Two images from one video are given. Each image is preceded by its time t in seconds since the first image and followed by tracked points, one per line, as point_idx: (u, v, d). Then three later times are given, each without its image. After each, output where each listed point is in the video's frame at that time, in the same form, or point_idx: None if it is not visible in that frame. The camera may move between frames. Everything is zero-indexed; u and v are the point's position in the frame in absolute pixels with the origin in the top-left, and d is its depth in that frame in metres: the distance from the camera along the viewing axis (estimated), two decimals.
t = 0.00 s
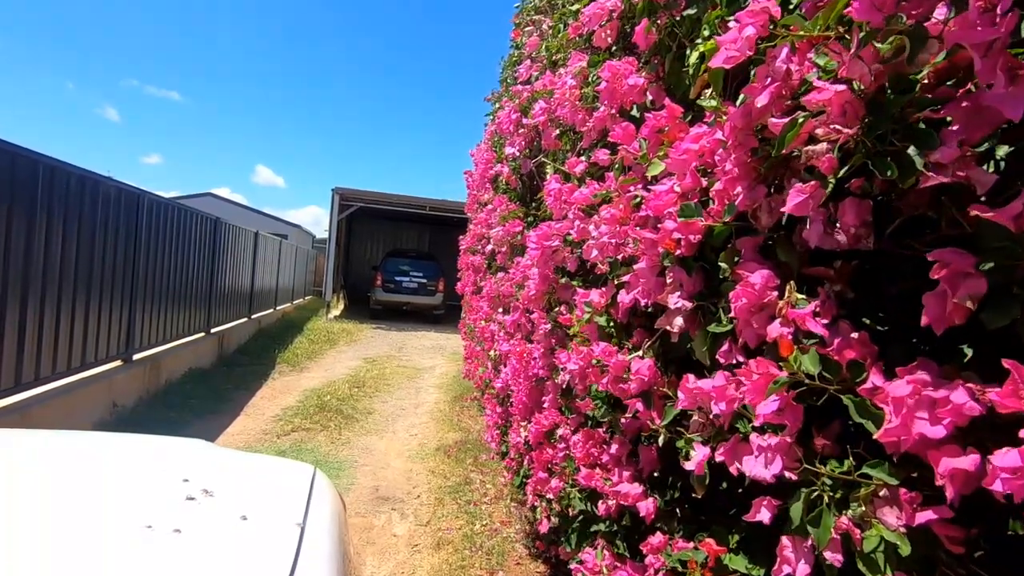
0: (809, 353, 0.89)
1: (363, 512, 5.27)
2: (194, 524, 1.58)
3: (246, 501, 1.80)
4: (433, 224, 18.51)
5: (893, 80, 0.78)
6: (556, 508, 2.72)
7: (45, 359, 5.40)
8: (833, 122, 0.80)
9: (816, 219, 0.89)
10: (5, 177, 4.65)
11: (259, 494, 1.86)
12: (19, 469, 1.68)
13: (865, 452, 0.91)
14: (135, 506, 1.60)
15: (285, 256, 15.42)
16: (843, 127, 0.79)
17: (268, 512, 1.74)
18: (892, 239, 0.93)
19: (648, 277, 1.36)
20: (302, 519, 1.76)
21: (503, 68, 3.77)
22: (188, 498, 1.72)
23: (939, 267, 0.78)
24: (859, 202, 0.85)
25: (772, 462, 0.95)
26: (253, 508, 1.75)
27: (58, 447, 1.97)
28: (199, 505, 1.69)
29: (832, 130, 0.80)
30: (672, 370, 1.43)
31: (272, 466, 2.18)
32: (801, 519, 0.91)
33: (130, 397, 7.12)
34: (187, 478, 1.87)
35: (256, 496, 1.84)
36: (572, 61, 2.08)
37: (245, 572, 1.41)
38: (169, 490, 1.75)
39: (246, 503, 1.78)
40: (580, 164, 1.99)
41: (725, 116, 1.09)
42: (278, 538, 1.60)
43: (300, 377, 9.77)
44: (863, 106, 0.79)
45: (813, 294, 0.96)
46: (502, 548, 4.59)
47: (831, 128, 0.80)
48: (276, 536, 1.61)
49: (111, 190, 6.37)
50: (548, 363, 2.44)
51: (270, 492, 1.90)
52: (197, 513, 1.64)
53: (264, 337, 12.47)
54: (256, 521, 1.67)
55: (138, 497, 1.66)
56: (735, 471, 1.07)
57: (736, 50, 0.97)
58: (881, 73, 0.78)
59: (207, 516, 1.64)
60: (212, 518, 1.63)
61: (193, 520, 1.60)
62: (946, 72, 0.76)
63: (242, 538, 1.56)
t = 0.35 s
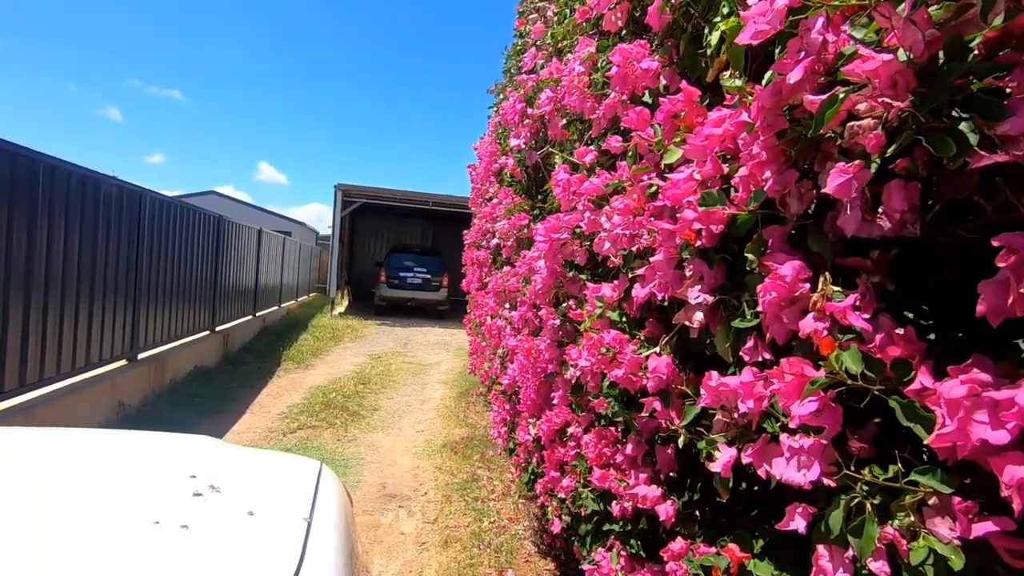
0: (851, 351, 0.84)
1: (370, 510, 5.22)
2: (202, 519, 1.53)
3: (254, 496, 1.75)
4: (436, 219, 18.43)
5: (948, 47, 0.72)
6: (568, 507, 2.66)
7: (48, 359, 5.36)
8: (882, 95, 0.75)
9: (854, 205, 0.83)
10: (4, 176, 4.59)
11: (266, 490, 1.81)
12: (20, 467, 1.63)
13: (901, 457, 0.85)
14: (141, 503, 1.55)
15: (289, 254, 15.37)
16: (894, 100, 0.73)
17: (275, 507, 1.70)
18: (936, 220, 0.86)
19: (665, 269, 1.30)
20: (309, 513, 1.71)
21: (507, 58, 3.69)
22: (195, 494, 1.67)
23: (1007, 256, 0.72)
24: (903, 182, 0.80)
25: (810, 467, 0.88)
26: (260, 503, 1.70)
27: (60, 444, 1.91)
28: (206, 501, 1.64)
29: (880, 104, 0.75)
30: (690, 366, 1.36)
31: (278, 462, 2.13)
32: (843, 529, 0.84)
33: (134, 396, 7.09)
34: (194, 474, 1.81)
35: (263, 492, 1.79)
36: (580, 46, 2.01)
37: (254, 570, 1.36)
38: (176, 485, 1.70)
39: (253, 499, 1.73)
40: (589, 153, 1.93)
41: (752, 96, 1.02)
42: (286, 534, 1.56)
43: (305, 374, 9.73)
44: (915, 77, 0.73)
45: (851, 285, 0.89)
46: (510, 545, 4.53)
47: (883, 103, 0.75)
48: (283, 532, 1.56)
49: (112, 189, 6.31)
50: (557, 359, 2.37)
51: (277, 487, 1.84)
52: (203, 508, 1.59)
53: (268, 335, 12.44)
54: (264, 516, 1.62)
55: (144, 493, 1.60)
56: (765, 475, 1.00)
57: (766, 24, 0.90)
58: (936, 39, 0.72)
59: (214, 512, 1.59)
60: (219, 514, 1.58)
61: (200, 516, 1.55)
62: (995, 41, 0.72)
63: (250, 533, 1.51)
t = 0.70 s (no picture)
0: (874, 347, 0.80)
1: (373, 506, 5.21)
2: (207, 515, 1.50)
3: (258, 491, 1.72)
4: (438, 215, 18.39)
5: (980, 24, 0.68)
6: (573, 503, 2.64)
7: (50, 358, 5.33)
8: (909, 77, 0.71)
9: (875, 195, 0.80)
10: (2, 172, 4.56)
11: (270, 485, 1.78)
12: (22, 465, 1.60)
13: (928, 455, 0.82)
14: (145, 499, 1.52)
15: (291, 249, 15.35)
16: (922, 82, 0.70)
17: (279, 502, 1.67)
18: (962, 207, 0.82)
19: (673, 260, 1.26)
20: (313, 508, 1.69)
21: (508, 50, 3.65)
22: (199, 489, 1.64)
23: None
24: (927, 174, 0.77)
25: (830, 468, 0.85)
26: (265, 499, 1.67)
27: (62, 440, 1.88)
28: (211, 496, 1.61)
29: (905, 86, 0.71)
30: (699, 361, 1.33)
31: (282, 456, 2.10)
32: (868, 533, 0.81)
33: (137, 393, 7.07)
34: (198, 471, 1.78)
35: (267, 487, 1.76)
36: (584, 35, 1.97)
37: (260, 566, 1.33)
38: (180, 481, 1.67)
39: (257, 494, 1.70)
40: (594, 144, 1.89)
41: (767, 81, 0.98)
42: (290, 529, 1.53)
43: (308, 370, 9.72)
44: (943, 57, 0.70)
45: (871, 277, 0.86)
46: (515, 540, 4.52)
47: (908, 85, 0.71)
48: (289, 527, 1.54)
49: (112, 186, 6.28)
50: (562, 354, 2.34)
51: (283, 483, 1.82)
52: (207, 504, 1.56)
53: (271, 331, 12.43)
54: (269, 511, 1.60)
55: (148, 489, 1.58)
56: (780, 473, 0.96)
57: (782, 4, 0.86)
58: (966, 16, 0.68)
59: (218, 507, 1.56)
60: (223, 509, 1.55)
61: (205, 511, 1.52)
62: None
63: (256, 528, 1.49)
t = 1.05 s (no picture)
0: (885, 341, 0.78)
1: (376, 503, 5.21)
2: (211, 512, 1.49)
3: (262, 487, 1.71)
4: (438, 211, 18.37)
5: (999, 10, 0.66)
6: (578, 500, 2.63)
7: (52, 357, 5.32)
8: (924, 64, 0.69)
9: (887, 186, 0.78)
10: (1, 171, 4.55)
11: (272, 482, 1.76)
12: (23, 464, 1.59)
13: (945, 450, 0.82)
14: (149, 496, 1.51)
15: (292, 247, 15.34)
16: (939, 69, 0.68)
17: (283, 499, 1.66)
18: (979, 197, 0.80)
19: (679, 254, 1.24)
20: (316, 504, 1.68)
21: (508, 44, 3.63)
22: (202, 486, 1.63)
23: None
24: (941, 164, 0.75)
25: (840, 462, 0.83)
26: (268, 495, 1.66)
27: (64, 438, 1.87)
28: (214, 493, 1.60)
29: (922, 73, 0.69)
30: (705, 357, 1.31)
31: (284, 452, 2.09)
32: (882, 529, 0.80)
33: (139, 393, 7.06)
34: (201, 467, 1.77)
35: (270, 483, 1.75)
36: (585, 27, 1.95)
37: (267, 562, 1.32)
38: (182, 478, 1.65)
39: (261, 490, 1.69)
40: (597, 138, 1.86)
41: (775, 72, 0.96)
42: (295, 525, 1.52)
43: (310, 368, 9.72)
44: (961, 44, 0.68)
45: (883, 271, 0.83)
46: (518, 537, 4.52)
47: (924, 72, 0.69)
48: (294, 523, 1.53)
49: (111, 185, 6.26)
50: (566, 350, 2.32)
51: (286, 479, 1.80)
52: (211, 501, 1.55)
53: (273, 329, 12.43)
54: (272, 507, 1.59)
55: (151, 486, 1.56)
56: (786, 470, 0.94)
57: None
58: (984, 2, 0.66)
59: (222, 503, 1.55)
60: (227, 506, 1.54)
61: (209, 508, 1.51)
62: None
63: (260, 523, 1.49)
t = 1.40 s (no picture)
0: (902, 341, 0.76)
1: (376, 502, 5.19)
2: (212, 509, 1.47)
3: (261, 485, 1.69)
4: (437, 209, 18.34)
5: None
6: (579, 499, 2.60)
7: (49, 357, 5.29)
8: (943, 55, 0.67)
9: (902, 181, 0.76)
10: None
11: (272, 479, 1.74)
12: (20, 463, 1.56)
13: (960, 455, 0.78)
14: (148, 494, 1.49)
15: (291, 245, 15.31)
16: (960, 59, 0.65)
17: (284, 497, 1.64)
18: (999, 190, 0.78)
19: (683, 251, 1.22)
20: (316, 502, 1.67)
21: (507, 39, 3.60)
22: (202, 484, 1.60)
23: None
24: (962, 159, 0.72)
25: (854, 468, 0.81)
26: (268, 492, 1.64)
27: (62, 437, 1.84)
28: (214, 490, 1.58)
29: (940, 65, 0.66)
30: (710, 356, 1.29)
31: (281, 450, 2.07)
32: (898, 538, 0.77)
33: (138, 392, 7.04)
34: (200, 466, 1.74)
35: (270, 481, 1.73)
36: (586, 21, 1.92)
37: (271, 562, 1.31)
38: (182, 476, 1.63)
39: (261, 488, 1.67)
40: (599, 133, 1.84)
41: (785, 64, 0.93)
42: (297, 524, 1.50)
43: (309, 366, 9.69)
44: (980, 34, 0.66)
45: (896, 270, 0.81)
46: (519, 536, 4.50)
47: (941, 64, 0.67)
48: (295, 522, 1.51)
49: (109, 183, 6.24)
50: (567, 348, 2.29)
51: (283, 477, 1.78)
52: (211, 498, 1.53)
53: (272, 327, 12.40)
54: (272, 505, 1.57)
55: (151, 484, 1.54)
56: (796, 474, 0.91)
57: None
58: None
59: (222, 501, 1.53)
60: (227, 503, 1.52)
61: (209, 505, 1.49)
62: None
63: (260, 523, 1.46)
